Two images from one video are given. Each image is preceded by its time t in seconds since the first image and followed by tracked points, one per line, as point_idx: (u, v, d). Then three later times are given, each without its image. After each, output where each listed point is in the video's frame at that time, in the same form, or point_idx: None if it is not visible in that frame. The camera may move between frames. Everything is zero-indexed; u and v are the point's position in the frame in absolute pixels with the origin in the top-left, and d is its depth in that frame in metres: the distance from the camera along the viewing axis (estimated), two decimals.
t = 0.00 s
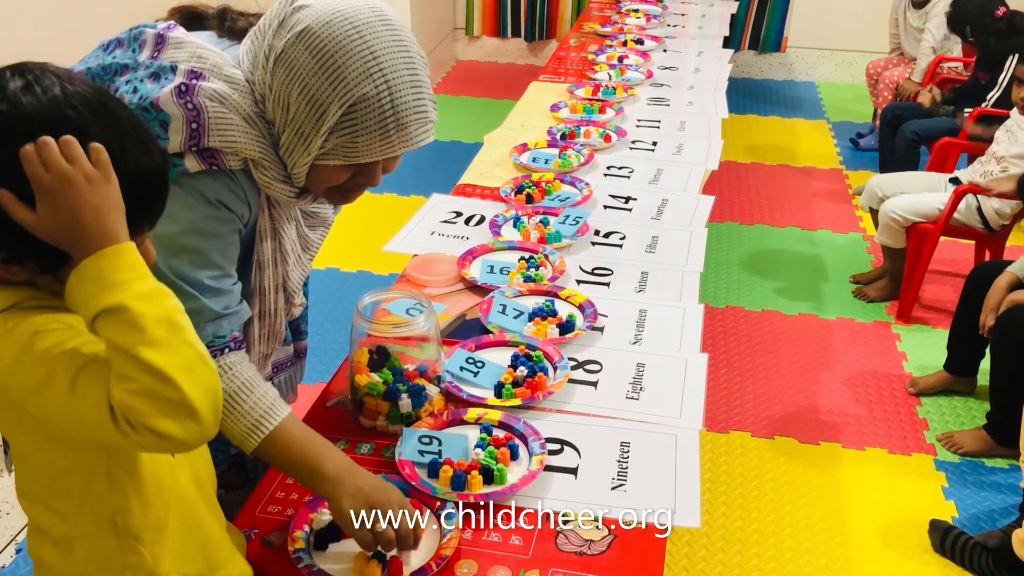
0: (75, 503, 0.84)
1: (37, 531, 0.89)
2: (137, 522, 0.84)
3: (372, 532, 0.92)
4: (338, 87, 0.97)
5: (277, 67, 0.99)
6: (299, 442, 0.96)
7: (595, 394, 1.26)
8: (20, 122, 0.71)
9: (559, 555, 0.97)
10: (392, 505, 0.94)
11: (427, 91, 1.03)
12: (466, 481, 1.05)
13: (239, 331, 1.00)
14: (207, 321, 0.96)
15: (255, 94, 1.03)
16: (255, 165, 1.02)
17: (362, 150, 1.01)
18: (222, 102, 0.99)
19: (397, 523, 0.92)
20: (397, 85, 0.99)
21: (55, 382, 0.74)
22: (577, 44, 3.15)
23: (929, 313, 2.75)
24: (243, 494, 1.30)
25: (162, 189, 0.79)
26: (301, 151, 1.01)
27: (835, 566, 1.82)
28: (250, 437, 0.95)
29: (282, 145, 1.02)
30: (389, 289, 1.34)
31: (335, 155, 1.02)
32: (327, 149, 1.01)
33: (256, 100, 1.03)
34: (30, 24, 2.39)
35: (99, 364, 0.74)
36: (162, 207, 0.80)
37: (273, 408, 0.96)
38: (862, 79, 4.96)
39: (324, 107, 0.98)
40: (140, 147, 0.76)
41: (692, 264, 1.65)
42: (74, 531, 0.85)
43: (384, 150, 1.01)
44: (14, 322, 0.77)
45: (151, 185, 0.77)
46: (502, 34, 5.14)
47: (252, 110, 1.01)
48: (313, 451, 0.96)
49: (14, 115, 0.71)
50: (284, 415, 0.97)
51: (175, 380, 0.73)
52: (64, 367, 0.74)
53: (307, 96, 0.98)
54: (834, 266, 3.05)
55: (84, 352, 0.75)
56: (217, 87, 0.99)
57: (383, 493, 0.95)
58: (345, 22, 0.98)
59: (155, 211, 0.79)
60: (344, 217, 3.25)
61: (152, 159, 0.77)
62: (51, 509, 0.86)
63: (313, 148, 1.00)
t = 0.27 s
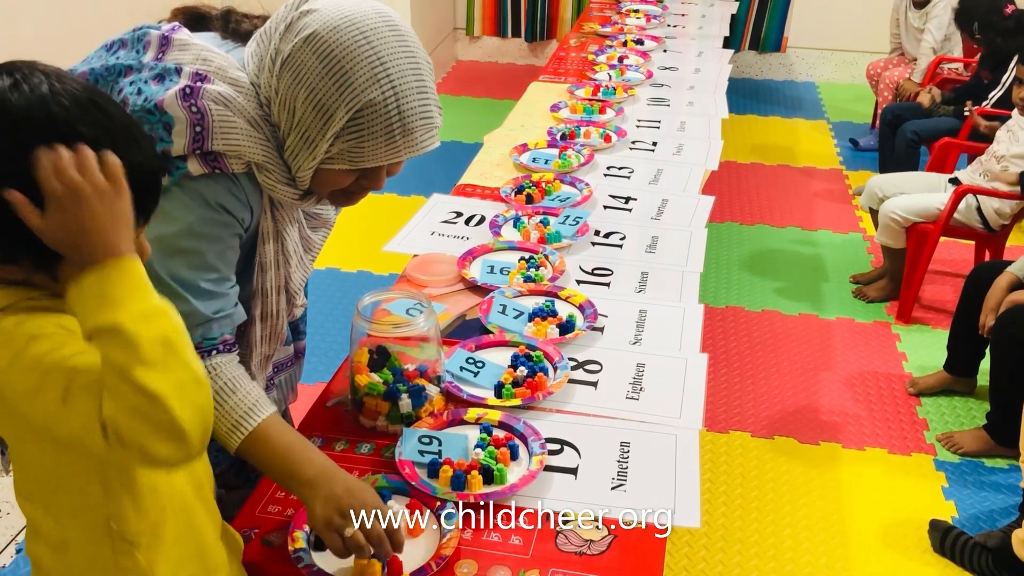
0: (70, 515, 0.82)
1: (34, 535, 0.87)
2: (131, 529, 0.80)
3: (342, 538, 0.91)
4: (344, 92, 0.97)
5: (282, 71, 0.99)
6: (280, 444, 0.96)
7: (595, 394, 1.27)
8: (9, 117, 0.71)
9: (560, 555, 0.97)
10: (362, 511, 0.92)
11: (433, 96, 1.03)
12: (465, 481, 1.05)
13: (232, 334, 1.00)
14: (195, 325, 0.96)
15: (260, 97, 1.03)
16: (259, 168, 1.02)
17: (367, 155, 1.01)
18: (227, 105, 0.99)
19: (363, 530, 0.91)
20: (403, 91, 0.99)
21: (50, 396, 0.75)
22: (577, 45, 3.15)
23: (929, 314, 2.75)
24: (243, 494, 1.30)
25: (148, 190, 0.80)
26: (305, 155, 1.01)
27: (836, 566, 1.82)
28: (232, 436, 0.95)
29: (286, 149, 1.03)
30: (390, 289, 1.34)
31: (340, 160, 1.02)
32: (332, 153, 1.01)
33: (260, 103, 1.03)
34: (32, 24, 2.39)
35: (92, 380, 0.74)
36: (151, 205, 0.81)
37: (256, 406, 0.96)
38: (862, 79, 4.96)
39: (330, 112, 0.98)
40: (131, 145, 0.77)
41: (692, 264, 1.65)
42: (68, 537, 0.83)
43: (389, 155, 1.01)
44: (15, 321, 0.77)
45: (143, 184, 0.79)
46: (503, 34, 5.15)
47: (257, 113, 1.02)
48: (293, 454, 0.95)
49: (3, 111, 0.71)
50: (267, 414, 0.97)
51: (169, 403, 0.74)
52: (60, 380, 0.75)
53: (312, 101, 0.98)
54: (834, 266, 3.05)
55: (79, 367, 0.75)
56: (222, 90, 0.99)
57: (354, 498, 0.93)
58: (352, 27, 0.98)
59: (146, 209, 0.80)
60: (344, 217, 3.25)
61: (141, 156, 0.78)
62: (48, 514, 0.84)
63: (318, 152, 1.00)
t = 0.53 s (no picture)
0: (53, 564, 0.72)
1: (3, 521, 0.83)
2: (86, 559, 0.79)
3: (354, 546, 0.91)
4: (342, 97, 0.97)
5: (281, 74, 0.99)
6: (288, 449, 0.95)
7: (595, 395, 1.26)
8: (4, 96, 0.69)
9: (559, 556, 0.97)
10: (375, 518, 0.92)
11: (431, 102, 1.03)
12: (465, 481, 1.05)
13: (236, 335, 1.00)
14: (203, 326, 0.96)
15: (259, 100, 1.03)
16: (257, 170, 1.02)
17: (364, 159, 1.01)
18: (226, 108, 0.99)
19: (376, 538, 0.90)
20: (401, 96, 0.99)
21: (50, 455, 0.70)
22: (577, 45, 3.15)
23: (929, 314, 2.75)
24: (243, 495, 1.30)
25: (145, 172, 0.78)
26: (303, 159, 1.01)
27: (836, 566, 1.82)
28: (241, 440, 0.95)
29: (285, 152, 1.03)
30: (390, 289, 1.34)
31: (338, 164, 1.02)
32: (330, 157, 1.01)
33: (259, 106, 1.03)
34: (33, 25, 2.39)
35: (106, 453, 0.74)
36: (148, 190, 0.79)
37: (265, 410, 0.96)
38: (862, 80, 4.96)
39: (327, 117, 0.98)
40: (128, 129, 0.76)
41: (692, 265, 1.65)
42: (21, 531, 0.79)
43: (387, 159, 1.01)
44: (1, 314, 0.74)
45: (138, 169, 0.77)
46: (502, 34, 5.15)
47: (256, 116, 1.02)
48: (301, 459, 0.95)
49: None
50: (276, 418, 0.97)
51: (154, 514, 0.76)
52: (66, 439, 0.71)
53: (311, 105, 0.98)
54: (834, 267, 3.05)
55: (92, 431, 0.73)
56: (220, 92, 0.99)
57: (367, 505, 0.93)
58: (350, 31, 0.98)
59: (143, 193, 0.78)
60: (344, 217, 3.25)
61: (139, 139, 0.77)
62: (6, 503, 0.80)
63: (316, 156, 1.00)
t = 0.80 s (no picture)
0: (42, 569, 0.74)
1: None
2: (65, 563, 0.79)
3: (329, 539, 0.92)
4: (342, 95, 0.97)
5: (282, 72, 0.99)
6: (270, 439, 0.95)
7: (595, 395, 1.26)
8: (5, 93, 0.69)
9: (560, 556, 0.97)
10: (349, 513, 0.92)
11: (432, 101, 1.03)
12: (465, 481, 1.05)
13: (225, 333, 1.00)
14: (189, 325, 0.96)
15: (260, 98, 1.03)
16: (257, 169, 1.02)
17: (364, 158, 1.01)
18: (226, 106, 0.99)
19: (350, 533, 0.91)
20: (402, 95, 0.99)
21: (44, 467, 0.71)
22: (578, 45, 3.15)
23: (929, 315, 2.75)
24: (243, 494, 1.30)
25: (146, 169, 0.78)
26: (303, 157, 1.01)
27: (835, 567, 1.82)
28: (222, 431, 0.96)
29: (285, 151, 1.03)
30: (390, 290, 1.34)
31: (338, 163, 1.02)
32: (330, 156, 1.01)
33: (260, 104, 1.03)
34: (34, 25, 2.39)
35: (106, 466, 0.75)
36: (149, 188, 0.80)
37: (246, 403, 0.97)
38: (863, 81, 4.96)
39: (328, 115, 0.98)
40: (132, 129, 0.76)
41: (693, 265, 1.65)
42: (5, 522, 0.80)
43: (387, 158, 1.01)
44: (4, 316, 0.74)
45: (139, 166, 0.77)
46: (503, 34, 5.15)
47: (257, 115, 1.01)
48: (282, 449, 0.95)
49: None
50: (257, 410, 0.97)
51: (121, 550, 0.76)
52: (62, 453, 0.72)
53: (311, 103, 0.98)
54: (835, 268, 3.04)
55: (90, 445, 0.74)
56: (221, 90, 0.99)
57: (344, 500, 0.93)
58: (351, 30, 0.98)
59: (143, 191, 0.78)
60: (345, 217, 3.25)
61: (142, 139, 0.77)
62: None
63: (316, 154, 1.00)
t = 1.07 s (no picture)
0: (39, 570, 0.74)
1: None
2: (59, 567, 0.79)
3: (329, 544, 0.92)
4: (340, 96, 0.97)
5: (281, 74, 0.99)
6: (272, 441, 0.96)
7: (597, 395, 1.26)
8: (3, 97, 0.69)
9: (562, 557, 0.97)
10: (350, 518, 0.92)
11: (431, 102, 1.03)
12: (467, 481, 1.05)
13: (226, 335, 1.00)
14: (190, 327, 0.96)
15: (259, 99, 1.03)
16: (256, 170, 1.02)
17: (362, 159, 1.00)
18: (225, 107, 0.99)
19: (350, 539, 0.91)
20: (400, 96, 0.99)
21: (39, 469, 0.71)
22: (579, 45, 3.14)
23: (931, 315, 2.75)
24: (244, 494, 1.30)
25: (145, 174, 0.78)
26: (302, 158, 1.01)
27: (836, 568, 1.81)
28: (226, 434, 0.96)
29: (284, 152, 1.03)
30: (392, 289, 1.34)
31: (336, 164, 1.02)
32: (329, 157, 1.01)
33: (259, 105, 1.03)
34: (36, 25, 2.39)
35: (100, 467, 0.75)
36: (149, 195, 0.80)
37: (249, 406, 0.97)
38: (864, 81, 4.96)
39: (326, 116, 0.98)
40: (133, 135, 0.76)
41: (694, 266, 1.65)
42: None
43: (385, 159, 1.01)
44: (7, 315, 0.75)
45: (139, 171, 0.77)
46: (504, 35, 5.15)
47: (256, 115, 1.01)
48: (284, 453, 0.95)
49: None
50: (260, 413, 0.97)
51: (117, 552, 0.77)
52: (57, 453, 0.72)
53: (310, 104, 0.98)
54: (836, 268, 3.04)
55: (84, 445, 0.74)
56: (220, 91, 0.99)
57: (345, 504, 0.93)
58: (350, 31, 0.98)
59: (142, 196, 0.78)
60: (347, 217, 3.25)
61: (141, 144, 0.77)
62: None
63: (314, 155, 1.00)
